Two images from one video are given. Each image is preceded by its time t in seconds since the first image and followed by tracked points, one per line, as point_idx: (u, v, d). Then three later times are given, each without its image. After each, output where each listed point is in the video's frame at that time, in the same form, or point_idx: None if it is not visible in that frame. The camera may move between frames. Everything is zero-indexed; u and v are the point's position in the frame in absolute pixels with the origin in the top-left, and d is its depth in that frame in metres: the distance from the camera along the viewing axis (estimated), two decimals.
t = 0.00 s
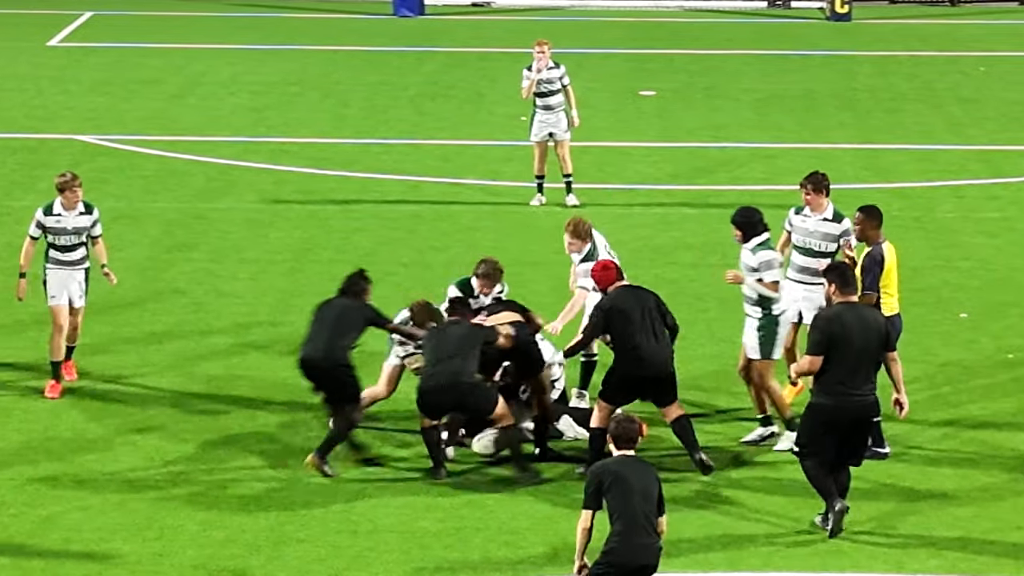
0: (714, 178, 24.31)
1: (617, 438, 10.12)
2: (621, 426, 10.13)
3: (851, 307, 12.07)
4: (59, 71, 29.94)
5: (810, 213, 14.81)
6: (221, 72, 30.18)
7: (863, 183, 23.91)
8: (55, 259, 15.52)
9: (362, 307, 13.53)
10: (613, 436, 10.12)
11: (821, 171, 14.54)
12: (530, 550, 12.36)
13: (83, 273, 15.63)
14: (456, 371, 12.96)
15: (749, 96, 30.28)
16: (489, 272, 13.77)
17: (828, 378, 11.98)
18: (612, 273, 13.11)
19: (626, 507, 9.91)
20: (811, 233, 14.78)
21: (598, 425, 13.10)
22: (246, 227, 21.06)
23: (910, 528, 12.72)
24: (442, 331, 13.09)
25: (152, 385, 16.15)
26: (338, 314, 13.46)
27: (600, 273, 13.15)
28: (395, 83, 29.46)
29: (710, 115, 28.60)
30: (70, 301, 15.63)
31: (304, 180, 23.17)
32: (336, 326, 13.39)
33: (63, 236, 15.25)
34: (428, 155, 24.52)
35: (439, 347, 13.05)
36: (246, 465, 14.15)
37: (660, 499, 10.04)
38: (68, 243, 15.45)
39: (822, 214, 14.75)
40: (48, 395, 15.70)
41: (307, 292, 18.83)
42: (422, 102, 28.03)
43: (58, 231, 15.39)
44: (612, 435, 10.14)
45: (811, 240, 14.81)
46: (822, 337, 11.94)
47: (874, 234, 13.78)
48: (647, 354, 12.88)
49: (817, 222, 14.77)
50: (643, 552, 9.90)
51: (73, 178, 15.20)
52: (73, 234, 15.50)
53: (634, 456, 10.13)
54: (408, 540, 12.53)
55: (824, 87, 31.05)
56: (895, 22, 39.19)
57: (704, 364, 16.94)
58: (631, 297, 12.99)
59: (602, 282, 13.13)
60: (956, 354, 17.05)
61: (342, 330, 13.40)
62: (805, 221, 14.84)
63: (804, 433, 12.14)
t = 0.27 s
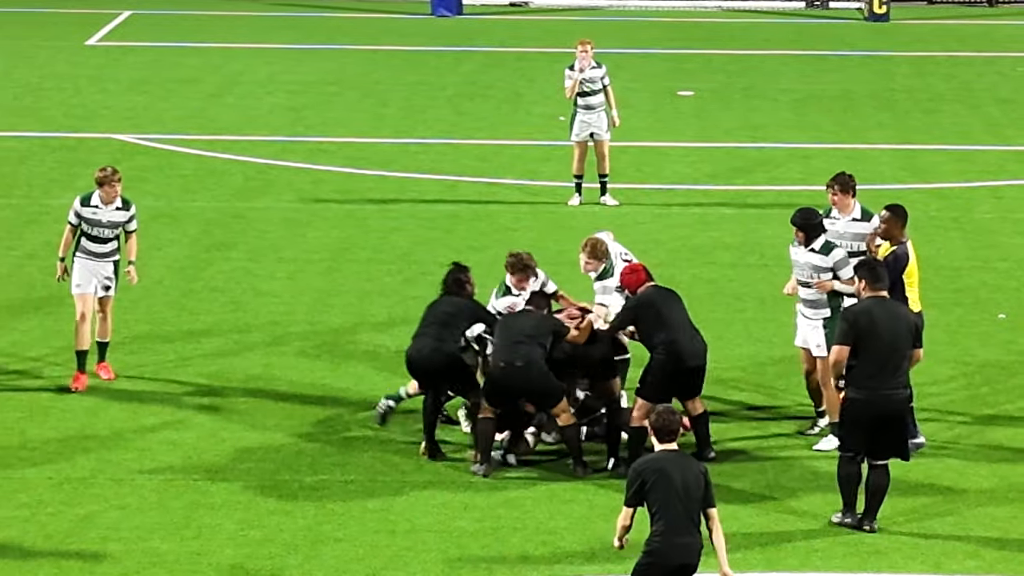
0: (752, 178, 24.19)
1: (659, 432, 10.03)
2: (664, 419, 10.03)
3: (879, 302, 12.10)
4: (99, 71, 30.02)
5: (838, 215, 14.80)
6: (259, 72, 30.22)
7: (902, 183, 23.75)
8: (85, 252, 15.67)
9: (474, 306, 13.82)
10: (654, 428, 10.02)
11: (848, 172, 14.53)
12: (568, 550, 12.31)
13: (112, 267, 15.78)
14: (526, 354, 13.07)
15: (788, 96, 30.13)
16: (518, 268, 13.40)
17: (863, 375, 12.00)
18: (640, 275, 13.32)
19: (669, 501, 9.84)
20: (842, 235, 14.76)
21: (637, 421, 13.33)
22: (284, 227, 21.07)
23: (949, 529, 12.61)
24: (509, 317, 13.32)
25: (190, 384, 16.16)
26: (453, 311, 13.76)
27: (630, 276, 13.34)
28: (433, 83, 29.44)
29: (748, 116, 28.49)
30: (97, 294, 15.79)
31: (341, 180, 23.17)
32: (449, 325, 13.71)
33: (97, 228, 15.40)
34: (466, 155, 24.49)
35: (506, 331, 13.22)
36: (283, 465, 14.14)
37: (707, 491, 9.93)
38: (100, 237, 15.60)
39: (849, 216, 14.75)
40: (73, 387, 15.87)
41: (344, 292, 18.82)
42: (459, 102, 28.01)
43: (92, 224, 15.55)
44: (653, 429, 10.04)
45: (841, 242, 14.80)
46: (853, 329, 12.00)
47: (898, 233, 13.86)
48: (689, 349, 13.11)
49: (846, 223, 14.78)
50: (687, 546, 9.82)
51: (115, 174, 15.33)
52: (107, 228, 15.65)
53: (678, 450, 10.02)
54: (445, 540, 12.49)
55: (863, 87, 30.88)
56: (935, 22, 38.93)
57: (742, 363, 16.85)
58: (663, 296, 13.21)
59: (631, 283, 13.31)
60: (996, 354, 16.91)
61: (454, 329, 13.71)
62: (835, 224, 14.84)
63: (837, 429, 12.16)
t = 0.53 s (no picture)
0: (781, 178, 24.11)
1: (710, 427, 9.95)
2: (714, 415, 9.95)
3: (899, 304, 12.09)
4: (128, 70, 30.07)
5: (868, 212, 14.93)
6: (288, 72, 30.23)
7: (931, 184, 23.64)
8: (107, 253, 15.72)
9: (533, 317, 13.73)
10: (706, 423, 9.93)
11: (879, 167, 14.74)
12: (596, 550, 12.26)
13: (135, 268, 15.81)
14: (563, 348, 13.05)
15: (817, 96, 30.02)
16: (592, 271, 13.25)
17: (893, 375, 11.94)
18: (685, 267, 13.17)
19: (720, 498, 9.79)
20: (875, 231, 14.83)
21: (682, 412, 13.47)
22: (312, 227, 21.08)
23: (977, 528, 12.53)
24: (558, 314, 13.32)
25: (218, 384, 16.17)
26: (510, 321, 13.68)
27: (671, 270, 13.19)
28: (461, 83, 29.42)
29: (777, 116, 28.39)
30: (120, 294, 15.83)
31: (369, 179, 23.17)
32: (504, 335, 13.61)
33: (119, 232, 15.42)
34: (494, 155, 24.47)
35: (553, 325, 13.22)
36: (311, 465, 14.12)
37: (759, 484, 9.86)
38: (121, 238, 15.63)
39: (879, 211, 14.89)
40: (96, 382, 15.97)
41: (372, 291, 18.81)
42: (488, 101, 27.99)
43: (113, 226, 15.57)
44: (704, 424, 9.96)
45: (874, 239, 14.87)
46: (872, 330, 12.01)
47: (915, 231, 13.91)
48: (728, 347, 13.16)
49: (877, 219, 14.87)
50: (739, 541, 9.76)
51: (133, 177, 15.33)
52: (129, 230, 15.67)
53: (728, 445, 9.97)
54: (473, 539, 12.46)
55: (892, 88, 30.76)
56: (964, 23, 38.75)
57: (771, 364, 16.77)
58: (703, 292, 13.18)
59: (675, 276, 13.17)
60: None
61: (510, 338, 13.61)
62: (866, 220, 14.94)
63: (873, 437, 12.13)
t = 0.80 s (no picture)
0: (808, 178, 24.04)
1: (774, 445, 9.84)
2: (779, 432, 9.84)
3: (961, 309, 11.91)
4: (155, 70, 30.14)
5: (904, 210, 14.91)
6: (315, 71, 30.26)
7: (960, 184, 23.53)
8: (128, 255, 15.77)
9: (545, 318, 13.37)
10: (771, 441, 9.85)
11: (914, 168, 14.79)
12: (624, 550, 12.23)
13: (157, 268, 15.85)
14: (604, 357, 12.96)
15: (844, 97, 29.92)
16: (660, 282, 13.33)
17: (945, 380, 11.80)
18: (722, 273, 13.23)
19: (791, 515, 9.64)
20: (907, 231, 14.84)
21: (751, 433, 13.42)
22: (339, 226, 21.09)
23: (1005, 529, 12.46)
24: (603, 324, 13.30)
25: (246, 383, 16.18)
26: (525, 320, 13.29)
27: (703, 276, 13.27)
28: (488, 83, 29.42)
29: (804, 116, 28.32)
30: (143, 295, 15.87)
31: (396, 179, 23.18)
32: (519, 336, 13.24)
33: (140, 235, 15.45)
34: (520, 155, 24.45)
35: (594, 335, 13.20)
36: (339, 464, 14.11)
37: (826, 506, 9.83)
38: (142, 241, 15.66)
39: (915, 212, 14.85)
40: (123, 381, 16.01)
41: (400, 291, 18.81)
42: (515, 101, 27.98)
43: (133, 229, 15.60)
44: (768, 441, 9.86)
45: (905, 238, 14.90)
46: (926, 337, 11.87)
47: (925, 230, 13.84)
48: (761, 355, 13.03)
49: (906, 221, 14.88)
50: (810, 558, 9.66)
51: (149, 178, 15.34)
52: (149, 231, 15.70)
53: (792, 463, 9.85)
54: (500, 539, 12.44)
55: (920, 88, 30.64)
56: (993, 24, 38.56)
57: (799, 364, 16.72)
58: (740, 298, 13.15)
59: (710, 282, 13.23)
60: None
61: (523, 339, 13.25)
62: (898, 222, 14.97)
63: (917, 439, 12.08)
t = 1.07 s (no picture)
0: (839, 178, 23.96)
1: (806, 432, 9.97)
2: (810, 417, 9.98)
3: None
4: (187, 70, 30.23)
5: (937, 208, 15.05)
6: (346, 71, 30.31)
7: (992, 185, 23.40)
8: (157, 248, 15.87)
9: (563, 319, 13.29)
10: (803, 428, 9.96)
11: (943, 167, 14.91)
12: (652, 550, 12.21)
13: (185, 260, 15.95)
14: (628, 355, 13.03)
15: (876, 97, 29.80)
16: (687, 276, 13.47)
17: (1015, 380, 11.88)
18: (773, 265, 13.07)
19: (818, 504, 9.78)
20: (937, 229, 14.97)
21: (796, 433, 12.88)
22: (370, 226, 21.12)
23: None
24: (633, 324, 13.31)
25: (277, 382, 16.22)
26: (541, 322, 13.23)
27: (757, 263, 13.15)
28: (519, 83, 29.43)
29: (835, 116, 28.22)
30: (172, 289, 15.93)
31: (427, 179, 23.20)
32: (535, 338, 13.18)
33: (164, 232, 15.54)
34: (550, 155, 24.44)
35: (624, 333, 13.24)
36: (369, 463, 14.14)
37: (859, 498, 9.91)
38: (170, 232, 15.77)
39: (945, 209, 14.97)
40: (154, 380, 16.08)
41: (430, 290, 18.83)
42: (545, 101, 27.98)
43: (161, 220, 15.70)
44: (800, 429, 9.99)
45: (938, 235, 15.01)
46: (999, 334, 11.88)
47: (934, 229, 13.99)
48: (806, 352, 12.90)
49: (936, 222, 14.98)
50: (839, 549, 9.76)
51: (173, 166, 15.51)
52: (177, 222, 15.81)
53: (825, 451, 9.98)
54: (529, 538, 12.44)
55: (953, 88, 30.49)
56: None
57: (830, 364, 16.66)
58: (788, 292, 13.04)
59: (761, 273, 13.10)
60: None
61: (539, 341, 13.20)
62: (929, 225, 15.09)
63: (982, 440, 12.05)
